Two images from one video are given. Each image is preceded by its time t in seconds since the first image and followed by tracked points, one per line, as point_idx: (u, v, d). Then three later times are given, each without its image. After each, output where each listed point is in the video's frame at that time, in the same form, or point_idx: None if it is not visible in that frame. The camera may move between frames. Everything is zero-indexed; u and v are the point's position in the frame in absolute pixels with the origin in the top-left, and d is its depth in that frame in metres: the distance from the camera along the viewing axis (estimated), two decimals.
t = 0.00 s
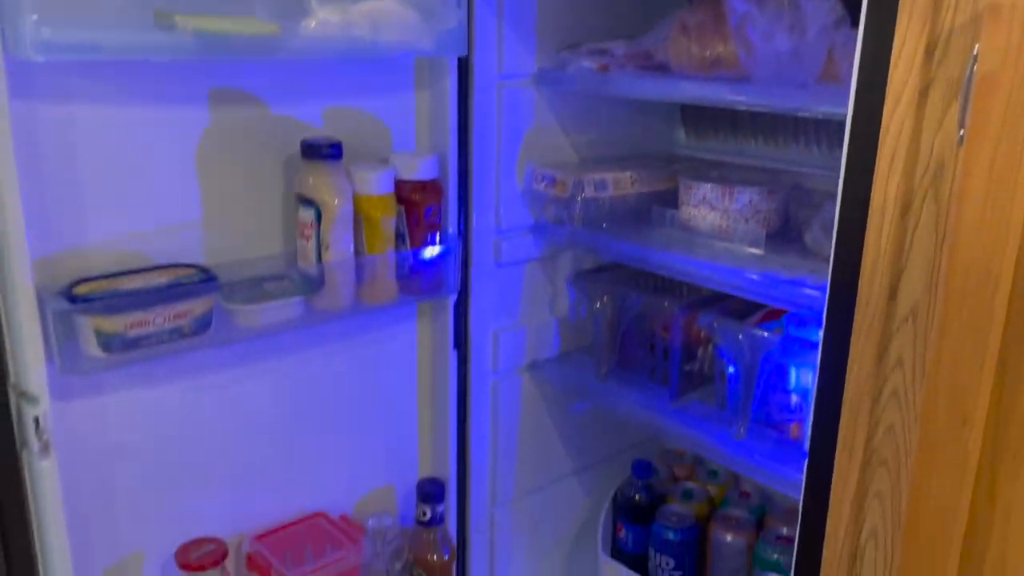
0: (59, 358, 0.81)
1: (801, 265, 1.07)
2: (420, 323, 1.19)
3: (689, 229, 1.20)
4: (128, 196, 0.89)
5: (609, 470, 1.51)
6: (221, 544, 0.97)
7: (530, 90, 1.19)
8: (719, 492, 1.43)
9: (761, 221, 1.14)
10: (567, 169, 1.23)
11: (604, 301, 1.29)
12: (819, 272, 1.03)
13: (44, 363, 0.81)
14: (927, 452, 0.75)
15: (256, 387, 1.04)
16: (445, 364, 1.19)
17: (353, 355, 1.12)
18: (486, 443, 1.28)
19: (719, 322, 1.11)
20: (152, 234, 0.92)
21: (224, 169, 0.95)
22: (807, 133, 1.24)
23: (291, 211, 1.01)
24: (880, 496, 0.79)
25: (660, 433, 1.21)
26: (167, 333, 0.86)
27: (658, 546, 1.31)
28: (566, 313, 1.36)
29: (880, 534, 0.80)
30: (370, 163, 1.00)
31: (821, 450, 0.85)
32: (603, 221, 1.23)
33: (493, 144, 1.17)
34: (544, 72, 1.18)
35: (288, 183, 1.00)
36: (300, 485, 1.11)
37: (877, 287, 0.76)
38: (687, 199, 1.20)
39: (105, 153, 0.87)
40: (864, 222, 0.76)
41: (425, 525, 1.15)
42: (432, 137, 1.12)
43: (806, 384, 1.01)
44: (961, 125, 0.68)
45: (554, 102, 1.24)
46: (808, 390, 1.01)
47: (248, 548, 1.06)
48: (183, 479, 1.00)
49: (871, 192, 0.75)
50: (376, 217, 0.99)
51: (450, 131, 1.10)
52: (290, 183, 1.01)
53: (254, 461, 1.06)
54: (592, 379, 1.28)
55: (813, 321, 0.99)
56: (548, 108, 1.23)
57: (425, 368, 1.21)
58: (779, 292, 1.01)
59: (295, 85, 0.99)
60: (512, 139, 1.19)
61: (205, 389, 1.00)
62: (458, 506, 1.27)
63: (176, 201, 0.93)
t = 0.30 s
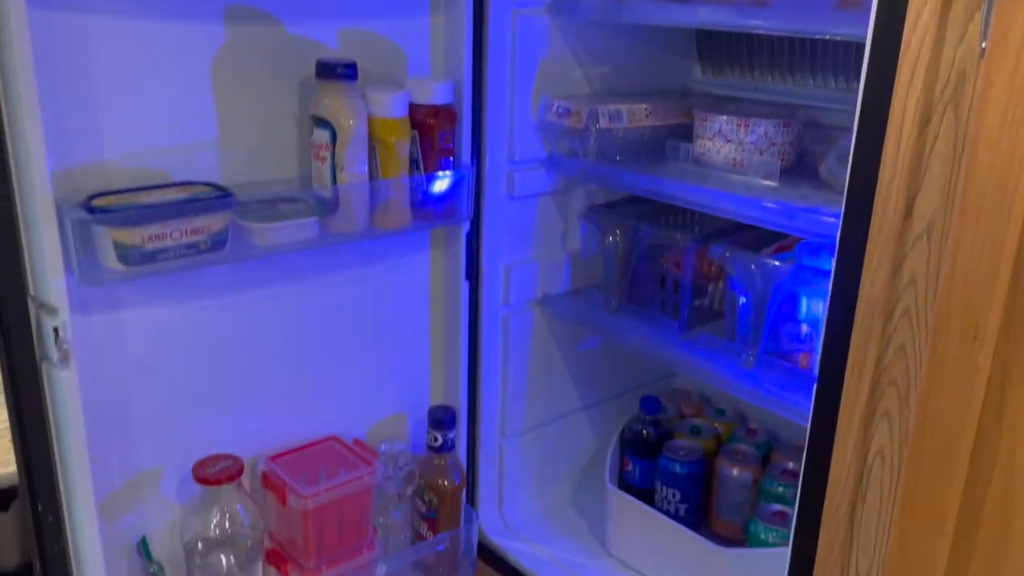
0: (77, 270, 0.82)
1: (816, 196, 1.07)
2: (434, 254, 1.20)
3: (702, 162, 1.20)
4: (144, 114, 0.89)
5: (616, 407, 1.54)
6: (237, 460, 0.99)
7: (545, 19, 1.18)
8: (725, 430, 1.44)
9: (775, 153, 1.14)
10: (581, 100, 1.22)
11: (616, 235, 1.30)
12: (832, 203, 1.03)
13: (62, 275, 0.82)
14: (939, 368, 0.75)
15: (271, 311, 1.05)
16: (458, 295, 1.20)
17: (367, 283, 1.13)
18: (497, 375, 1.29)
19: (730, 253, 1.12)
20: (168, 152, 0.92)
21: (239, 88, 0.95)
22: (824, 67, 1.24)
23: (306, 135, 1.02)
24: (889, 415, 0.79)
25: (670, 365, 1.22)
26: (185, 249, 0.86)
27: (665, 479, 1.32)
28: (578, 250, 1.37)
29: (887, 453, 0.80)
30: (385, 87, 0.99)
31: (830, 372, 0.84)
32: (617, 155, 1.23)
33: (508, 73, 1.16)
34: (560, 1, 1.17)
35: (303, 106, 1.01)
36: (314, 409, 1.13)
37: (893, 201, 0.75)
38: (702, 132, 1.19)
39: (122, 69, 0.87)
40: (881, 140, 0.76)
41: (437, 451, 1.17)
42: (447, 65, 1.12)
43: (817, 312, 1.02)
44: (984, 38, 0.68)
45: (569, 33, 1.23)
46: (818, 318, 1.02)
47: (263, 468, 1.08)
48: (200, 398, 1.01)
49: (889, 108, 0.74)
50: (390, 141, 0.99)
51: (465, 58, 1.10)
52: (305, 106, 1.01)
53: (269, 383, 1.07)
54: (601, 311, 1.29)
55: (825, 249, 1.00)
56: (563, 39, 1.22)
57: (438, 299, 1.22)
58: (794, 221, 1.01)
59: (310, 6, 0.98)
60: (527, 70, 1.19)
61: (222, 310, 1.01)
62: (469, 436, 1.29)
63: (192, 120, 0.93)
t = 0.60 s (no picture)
0: (88, 201, 0.82)
1: (828, 137, 1.06)
2: (442, 196, 1.20)
3: (713, 104, 1.19)
4: (152, 47, 0.89)
5: (623, 354, 1.55)
6: (247, 396, 1.00)
7: None
8: (731, 376, 1.45)
9: (787, 95, 1.13)
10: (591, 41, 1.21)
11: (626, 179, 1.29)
12: (843, 143, 1.03)
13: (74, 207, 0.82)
14: (946, 303, 0.75)
15: (279, 250, 1.05)
16: (466, 238, 1.21)
17: (375, 224, 1.13)
18: (504, 318, 1.30)
19: (740, 194, 1.11)
20: (176, 87, 0.92)
21: (246, 23, 0.95)
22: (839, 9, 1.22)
23: (314, 71, 1.01)
24: (896, 349, 0.80)
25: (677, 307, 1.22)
26: (195, 182, 0.86)
27: (670, 423, 1.33)
28: (586, 195, 1.36)
29: (893, 387, 0.80)
30: (393, 22, 0.99)
31: (838, 310, 0.84)
32: (626, 97, 1.23)
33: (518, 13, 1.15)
34: None
35: (311, 41, 1.00)
36: (323, 349, 1.13)
37: (905, 134, 0.75)
38: (713, 73, 1.18)
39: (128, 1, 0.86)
40: (895, 72, 0.75)
41: (445, 392, 1.18)
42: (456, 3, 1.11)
43: (826, 254, 1.01)
44: None
45: None
46: (827, 260, 1.01)
47: (274, 406, 1.09)
48: (210, 335, 1.02)
49: (905, 39, 0.73)
50: (399, 77, 0.98)
51: None
52: (314, 41, 1.00)
53: (279, 321, 1.08)
54: (609, 255, 1.30)
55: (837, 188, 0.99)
56: None
57: (446, 241, 1.22)
58: (807, 160, 1.00)
59: None
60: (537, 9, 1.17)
61: (230, 248, 1.01)
62: (477, 379, 1.30)
63: (199, 54, 0.92)
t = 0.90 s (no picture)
0: (87, 159, 0.82)
1: (834, 97, 1.05)
2: (443, 160, 1.19)
3: (716, 66, 1.18)
4: (150, 4, 0.88)
5: (625, 321, 1.54)
6: (249, 358, 1.00)
7: None
8: (733, 343, 1.45)
9: (791, 55, 1.13)
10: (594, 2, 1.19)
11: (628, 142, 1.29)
12: (848, 104, 1.02)
13: (72, 164, 0.81)
14: (950, 259, 0.75)
15: (278, 213, 1.05)
16: (466, 202, 1.20)
17: (376, 188, 1.12)
18: (505, 284, 1.29)
19: (744, 156, 1.09)
20: (174, 46, 0.91)
21: None
22: None
23: (312, 31, 1.00)
24: (899, 308, 0.79)
25: (679, 271, 1.22)
26: (193, 141, 0.86)
27: (672, 388, 1.33)
28: (588, 160, 1.35)
29: (896, 346, 0.80)
30: None
31: (842, 269, 0.84)
32: (629, 59, 1.21)
33: None
34: None
35: None
36: (324, 313, 1.13)
37: (912, 88, 0.74)
38: (717, 35, 1.17)
39: None
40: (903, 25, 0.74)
41: (447, 357, 1.18)
42: None
43: (830, 216, 1.01)
44: None
45: None
46: (830, 222, 1.01)
47: (275, 369, 1.09)
48: (211, 298, 1.02)
49: None
50: (400, 36, 0.97)
51: None
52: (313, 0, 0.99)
53: (280, 286, 1.08)
54: (610, 219, 1.29)
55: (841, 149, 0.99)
56: None
57: (447, 206, 1.21)
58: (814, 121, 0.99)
59: None
60: None
61: (229, 209, 1.00)
62: (478, 345, 1.30)
63: (197, 12, 0.91)
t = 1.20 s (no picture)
0: (71, 157, 0.81)
1: (825, 88, 1.04)
2: (432, 155, 1.18)
3: (707, 57, 1.17)
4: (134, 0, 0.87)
5: (617, 313, 1.54)
6: (239, 356, 0.99)
7: None
8: (726, 333, 1.45)
9: (783, 46, 1.11)
10: None
11: (619, 133, 1.29)
12: (839, 95, 1.01)
13: (57, 162, 0.80)
14: (943, 252, 0.74)
15: (267, 209, 1.04)
16: (457, 196, 1.19)
17: (365, 183, 1.12)
18: (497, 278, 1.29)
19: (734, 147, 1.09)
20: (159, 42, 0.90)
21: None
22: None
23: (299, 25, 0.99)
24: (891, 301, 0.79)
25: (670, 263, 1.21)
26: (179, 138, 0.85)
27: (665, 380, 1.33)
28: (579, 152, 1.35)
29: (888, 339, 0.79)
30: None
31: (833, 263, 0.84)
32: (619, 51, 1.20)
33: None
34: None
35: None
36: (315, 309, 1.13)
37: (903, 78, 0.73)
38: (708, 25, 1.16)
39: None
40: (893, 17, 0.73)
41: (439, 351, 1.17)
42: None
43: (821, 208, 1.01)
44: None
45: None
46: (822, 214, 1.01)
47: (265, 366, 1.09)
48: (200, 295, 1.01)
49: None
50: (388, 30, 0.97)
51: None
52: None
53: (270, 283, 1.07)
54: (602, 210, 1.28)
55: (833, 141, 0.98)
56: None
57: (437, 200, 1.21)
58: (805, 113, 0.98)
59: None
60: None
61: (216, 206, 0.99)
62: (471, 339, 1.29)
63: (182, 8, 0.90)
